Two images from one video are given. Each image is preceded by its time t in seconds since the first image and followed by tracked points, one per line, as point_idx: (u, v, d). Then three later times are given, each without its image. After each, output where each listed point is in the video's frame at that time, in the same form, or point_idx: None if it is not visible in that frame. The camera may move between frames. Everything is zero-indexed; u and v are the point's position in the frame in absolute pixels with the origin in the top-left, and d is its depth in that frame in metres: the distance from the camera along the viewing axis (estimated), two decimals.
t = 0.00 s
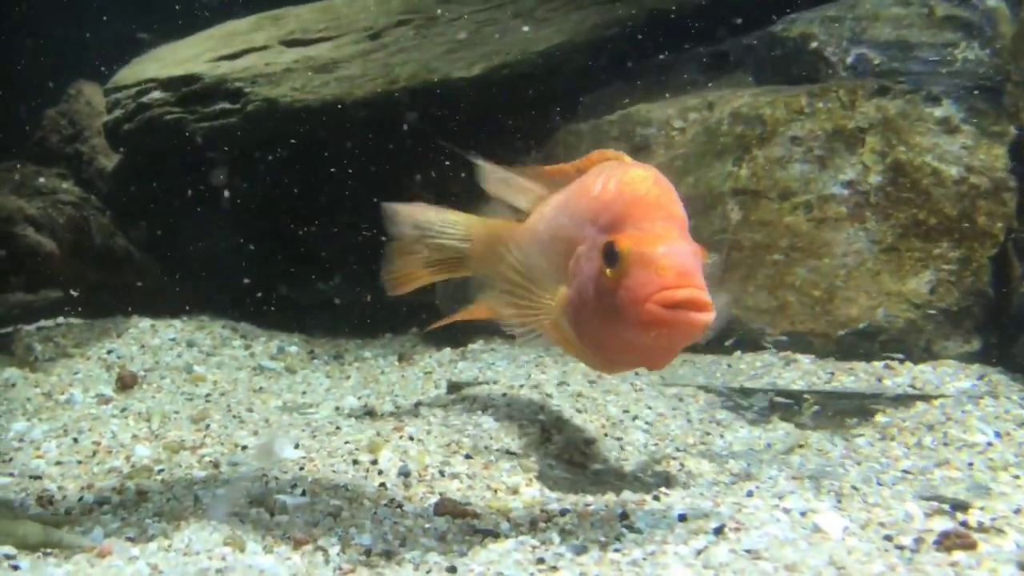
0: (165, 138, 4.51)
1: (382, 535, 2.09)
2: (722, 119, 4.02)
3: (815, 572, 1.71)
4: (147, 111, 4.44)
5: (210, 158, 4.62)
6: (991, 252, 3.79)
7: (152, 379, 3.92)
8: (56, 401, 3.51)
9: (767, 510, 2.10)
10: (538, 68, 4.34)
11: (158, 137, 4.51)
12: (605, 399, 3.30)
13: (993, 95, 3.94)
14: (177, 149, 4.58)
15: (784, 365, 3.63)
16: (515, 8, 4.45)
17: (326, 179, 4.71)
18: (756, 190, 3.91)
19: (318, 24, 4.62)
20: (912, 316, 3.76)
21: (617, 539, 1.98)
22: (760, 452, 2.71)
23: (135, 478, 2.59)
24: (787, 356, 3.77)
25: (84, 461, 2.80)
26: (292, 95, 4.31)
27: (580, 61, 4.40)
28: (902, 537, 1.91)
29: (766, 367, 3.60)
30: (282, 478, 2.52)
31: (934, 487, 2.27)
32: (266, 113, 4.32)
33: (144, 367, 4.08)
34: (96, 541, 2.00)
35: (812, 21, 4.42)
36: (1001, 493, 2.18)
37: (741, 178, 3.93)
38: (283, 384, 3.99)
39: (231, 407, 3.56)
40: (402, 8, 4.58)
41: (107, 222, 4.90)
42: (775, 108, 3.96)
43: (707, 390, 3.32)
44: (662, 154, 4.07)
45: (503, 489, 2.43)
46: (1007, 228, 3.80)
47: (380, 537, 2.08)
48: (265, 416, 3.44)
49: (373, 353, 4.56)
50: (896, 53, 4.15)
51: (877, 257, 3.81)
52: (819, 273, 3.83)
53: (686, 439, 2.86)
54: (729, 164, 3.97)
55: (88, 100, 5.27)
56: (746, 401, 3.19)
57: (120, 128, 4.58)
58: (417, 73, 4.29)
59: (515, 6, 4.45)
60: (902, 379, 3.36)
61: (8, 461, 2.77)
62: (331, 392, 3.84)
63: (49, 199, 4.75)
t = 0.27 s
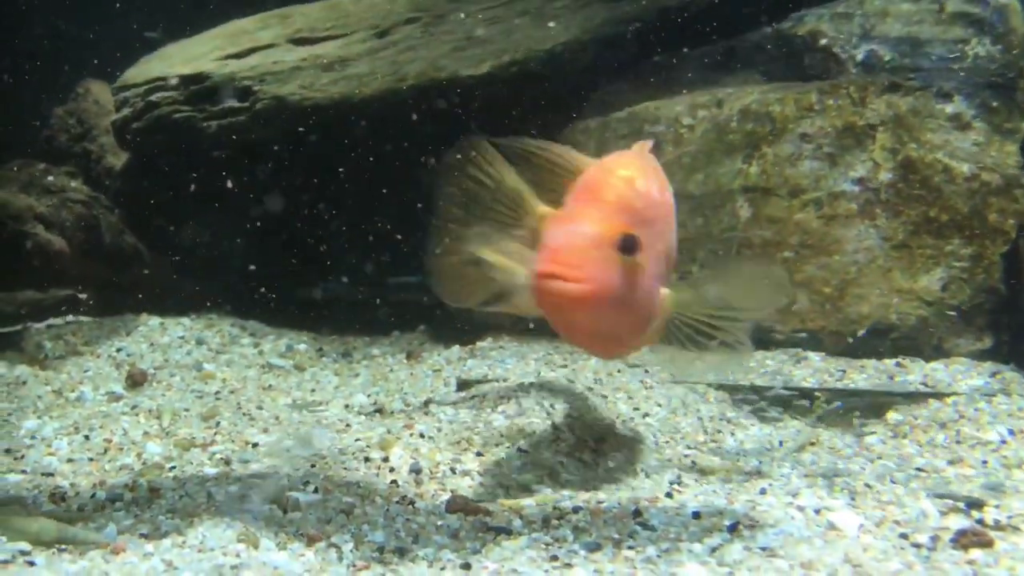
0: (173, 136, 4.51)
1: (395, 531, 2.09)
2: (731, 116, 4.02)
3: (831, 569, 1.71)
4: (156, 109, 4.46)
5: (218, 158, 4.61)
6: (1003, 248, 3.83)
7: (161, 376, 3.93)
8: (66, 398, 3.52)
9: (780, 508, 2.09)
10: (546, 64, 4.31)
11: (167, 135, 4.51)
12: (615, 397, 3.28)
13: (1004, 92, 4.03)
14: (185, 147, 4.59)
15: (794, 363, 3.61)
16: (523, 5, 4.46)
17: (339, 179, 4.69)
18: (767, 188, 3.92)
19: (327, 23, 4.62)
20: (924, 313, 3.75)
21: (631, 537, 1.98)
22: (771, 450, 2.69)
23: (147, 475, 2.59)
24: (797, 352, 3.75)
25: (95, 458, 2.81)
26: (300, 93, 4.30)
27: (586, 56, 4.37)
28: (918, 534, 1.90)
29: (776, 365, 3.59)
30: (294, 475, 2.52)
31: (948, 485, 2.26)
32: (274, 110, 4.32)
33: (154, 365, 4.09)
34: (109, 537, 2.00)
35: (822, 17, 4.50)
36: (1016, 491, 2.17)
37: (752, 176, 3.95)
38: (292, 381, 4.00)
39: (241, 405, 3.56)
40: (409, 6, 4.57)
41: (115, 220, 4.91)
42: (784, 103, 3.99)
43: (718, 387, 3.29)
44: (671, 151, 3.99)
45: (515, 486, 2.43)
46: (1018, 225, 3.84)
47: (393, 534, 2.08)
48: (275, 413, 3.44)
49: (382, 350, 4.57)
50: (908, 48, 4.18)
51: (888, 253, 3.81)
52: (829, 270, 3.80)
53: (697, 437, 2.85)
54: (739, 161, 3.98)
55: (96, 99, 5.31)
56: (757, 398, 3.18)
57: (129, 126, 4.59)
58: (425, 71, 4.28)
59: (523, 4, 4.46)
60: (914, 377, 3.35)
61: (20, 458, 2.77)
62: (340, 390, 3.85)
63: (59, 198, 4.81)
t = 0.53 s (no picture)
0: (172, 137, 4.52)
1: (396, 531, 2.09)
2: (731, 116, 4.03)
3: (834, 568, 1.70)
4: (155, 108, 4.48)
5: (215, 160, 4.60)
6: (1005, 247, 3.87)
7: (161, 375, 3.93)
8: (66, 397, 3.52)
9: (781, 507, 2.09)
10: (545, 62, 4.29)
11: (167, 134, 4.52)
12: (615, 397, 3.28)
13: (1004, 91, 4.04)
14: (185, 146, 4.59)
15: (795, 363, 3.61)
16: (524, 4, 4.50)
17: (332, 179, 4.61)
18: (766, 188, 3.87)
19: (328, 22, 4.63)
20: (924, 313, 3.76)
21: (633, 537, 1.97)
22: (772, 450, 2.69)
23: (147, 474, 2.59)
24: (797, 352, 3.74)
25: (95, 457, 2.80)
26: (300, 92, 4.30)
27: (585, 54, 4.34)
28: (920, 534, 1.90)
29: (776, 365, 3.59)
30: (294, 474, 2.52)
31: (948, 484, 2.26)
32: (273, 109, 4.32)
33: (154, 364, 4.08)
34: (110, 536, 1.99)
35: (823, 16, 4.50)
36: (1016, 491, 2.17)
37: (752, 176, 3.89)
38: (292, 381, 4.00)
39: (241, 404, 3.56)
40: (410, 5, 4.62)
41: (116, 220, 4.93)
42: (784, 103, 4.03)
43: (717, 387, 3.31)
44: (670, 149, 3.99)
45: (516, 485, 2.42)
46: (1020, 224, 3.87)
47: (394, 533, 2.07)
48: (275, 412, 3.44)
49: (381, 349, 4.56)
50: (909, 47, 4.19)
51: (889, 254, 3.83)
52: (829, 270, 3.80)
53: (697, 437, 2.85)
54: (740, 161, 3.94)
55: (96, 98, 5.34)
56: (758, 397, 3.17)
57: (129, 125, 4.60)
58: (425, 70, 4.29)
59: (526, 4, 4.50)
60: (915, 377, 3.35)
61: (20, 457, 2.76)
62: (340, 389, 3.84)
63: (59, 197, 4.84)
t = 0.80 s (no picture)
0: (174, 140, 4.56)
1: (399, 535, 2.11)
2: (729, 121, 4.06)
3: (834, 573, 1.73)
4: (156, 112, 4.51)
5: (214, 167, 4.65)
6: (1001, 254, 3.94)
7: (162, 379, 3.94)
8: (68, 401, 3.53)
9: (781, 512, 2.11)
10: (544, 69, 4.39)
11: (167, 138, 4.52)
12: (615, 402, 3.30)
13: (1001, 98, 4.07)
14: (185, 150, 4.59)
15: (793, 368, 3.63)
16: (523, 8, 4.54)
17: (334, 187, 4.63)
18: (764, 194, 4.00)
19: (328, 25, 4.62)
20: (920, 318, 3.83)
21: (635, 542, 1.99)
22: (771, 455, 2.71)
23: (150, 478, 2.60)
24: (796, 357, 3.84)
25: (98, 461, 2.81)
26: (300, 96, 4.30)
27: (582, 63, 4.47)
28: (917, 539, 1.92)
29: (774, 370, 3.61)
30: (297, 478, 2.53)
31: (945, 489, 2.29)
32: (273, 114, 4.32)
33: (154, 368, 4.10)
34: (116, 540, 2.00)
35: (820, 23, 4.42)
36: (1012, 495, 2.20)
37: (749, 181, 4.01)
38: (292, 384, 4.01)
39: (242, 407, 3.58)
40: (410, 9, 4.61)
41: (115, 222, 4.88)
42: (784, 111, 4.03)
43: (716, 392, 3.34)
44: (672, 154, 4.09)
45: (517, 489, 2.44)
46: (1016, 231, 3.95)
47: (397, 538, 2.09)
48: (276, 416, 3.46)
49: (381, 353, 4.58)
50: (907, 55, 4.16)
51: (886, 259, 3.91)
52: (827, 276, 3.90)
53: (697, 442, 2.87)
54: (737, 166, 4.04)
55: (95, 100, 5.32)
56: (757, 404, 3.19)
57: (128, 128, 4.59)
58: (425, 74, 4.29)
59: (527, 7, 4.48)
60: (912, 382, 3.37)
61: (23, 461, 2.77)
62: (340, 393, 3.86)
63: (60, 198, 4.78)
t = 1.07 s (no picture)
0: (188, 161, 4.60)
1: (417, 550, 2.18)
2: (734, 139, 4.33)
3: None
4: (172, 133, 4.55)
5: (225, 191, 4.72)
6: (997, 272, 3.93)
7: (180, 396, 4.03)
8: (90, 418, 3.62)
9: (786, 526, 2.18)
10: (553, 88, 4.48)
11: (183, 159, 4.61)
12: (623, 417, 3.38)
13: (998, 117, 4.15)
14: (200, 171, 4.67)
15: (797, 384, 3.68)
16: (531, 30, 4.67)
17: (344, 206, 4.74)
18: (768, 211, 4.18)
19: (340, 48, 4.73)
20: (922, 333, 3.88)
21: (645, 555, 2.07)
22: (776, 469, 2.78)
23: (174, 494, 2.68)
24: (800, 372, 3.97)
25: (122, 477, 2.90)
26: (312, 117, 4.40)
27: (591, 82, 4.56)
28: (917, 551, 1.99)
29: (779, 385, 3.68)
30: (316, 494, 2.62)
31: (944, 502, 2.36)
32: (286, 135, 4.41)
33: (171, 384, 4.19)
34: (145, 554, 2.09)
35: (821, 45, 4.64)
36: (1010, 507, 2.27)
37: (753, 200, 4.22)
38: (306, 400, 4.10)
39: (258, 424, 3.66)
40: (420, 32, 4.73)
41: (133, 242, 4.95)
42: (786, 129, 4.23)
43: (722, 407, 3.43)
44: (677, 173, 4.44)
45: (529, 504, 2.52)
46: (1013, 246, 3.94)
47: (414, 552, 2.16)
48: (292, 432, 3.54)
49: (393, 368, 4.67)
50: (906, 75, 4.29)
51: (887, 276, 3.99)
52: (830, 292, 4.02)
53: (703, 456, 2.95)
54: (742, 185, 4.27)
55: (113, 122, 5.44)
56: (762, 419, 3.26)
57: (145, 149, 4.67)
58: (435, 96, 4.39)
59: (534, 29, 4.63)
60: (914, 397, 3.44)
61: (50, 477, 2.86)
62: (354, 409, 3.94)
63: (80, 220, 4.83)
